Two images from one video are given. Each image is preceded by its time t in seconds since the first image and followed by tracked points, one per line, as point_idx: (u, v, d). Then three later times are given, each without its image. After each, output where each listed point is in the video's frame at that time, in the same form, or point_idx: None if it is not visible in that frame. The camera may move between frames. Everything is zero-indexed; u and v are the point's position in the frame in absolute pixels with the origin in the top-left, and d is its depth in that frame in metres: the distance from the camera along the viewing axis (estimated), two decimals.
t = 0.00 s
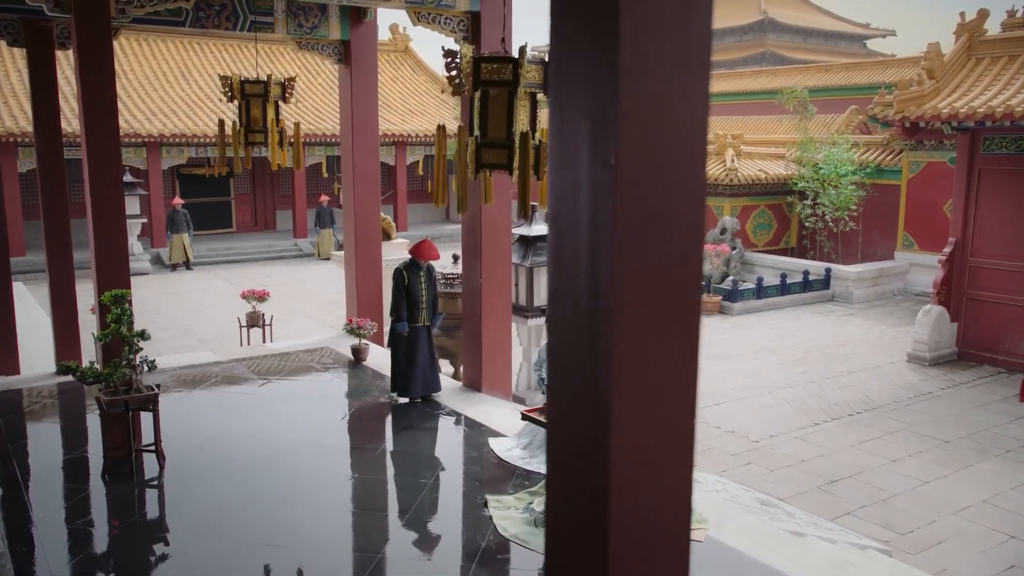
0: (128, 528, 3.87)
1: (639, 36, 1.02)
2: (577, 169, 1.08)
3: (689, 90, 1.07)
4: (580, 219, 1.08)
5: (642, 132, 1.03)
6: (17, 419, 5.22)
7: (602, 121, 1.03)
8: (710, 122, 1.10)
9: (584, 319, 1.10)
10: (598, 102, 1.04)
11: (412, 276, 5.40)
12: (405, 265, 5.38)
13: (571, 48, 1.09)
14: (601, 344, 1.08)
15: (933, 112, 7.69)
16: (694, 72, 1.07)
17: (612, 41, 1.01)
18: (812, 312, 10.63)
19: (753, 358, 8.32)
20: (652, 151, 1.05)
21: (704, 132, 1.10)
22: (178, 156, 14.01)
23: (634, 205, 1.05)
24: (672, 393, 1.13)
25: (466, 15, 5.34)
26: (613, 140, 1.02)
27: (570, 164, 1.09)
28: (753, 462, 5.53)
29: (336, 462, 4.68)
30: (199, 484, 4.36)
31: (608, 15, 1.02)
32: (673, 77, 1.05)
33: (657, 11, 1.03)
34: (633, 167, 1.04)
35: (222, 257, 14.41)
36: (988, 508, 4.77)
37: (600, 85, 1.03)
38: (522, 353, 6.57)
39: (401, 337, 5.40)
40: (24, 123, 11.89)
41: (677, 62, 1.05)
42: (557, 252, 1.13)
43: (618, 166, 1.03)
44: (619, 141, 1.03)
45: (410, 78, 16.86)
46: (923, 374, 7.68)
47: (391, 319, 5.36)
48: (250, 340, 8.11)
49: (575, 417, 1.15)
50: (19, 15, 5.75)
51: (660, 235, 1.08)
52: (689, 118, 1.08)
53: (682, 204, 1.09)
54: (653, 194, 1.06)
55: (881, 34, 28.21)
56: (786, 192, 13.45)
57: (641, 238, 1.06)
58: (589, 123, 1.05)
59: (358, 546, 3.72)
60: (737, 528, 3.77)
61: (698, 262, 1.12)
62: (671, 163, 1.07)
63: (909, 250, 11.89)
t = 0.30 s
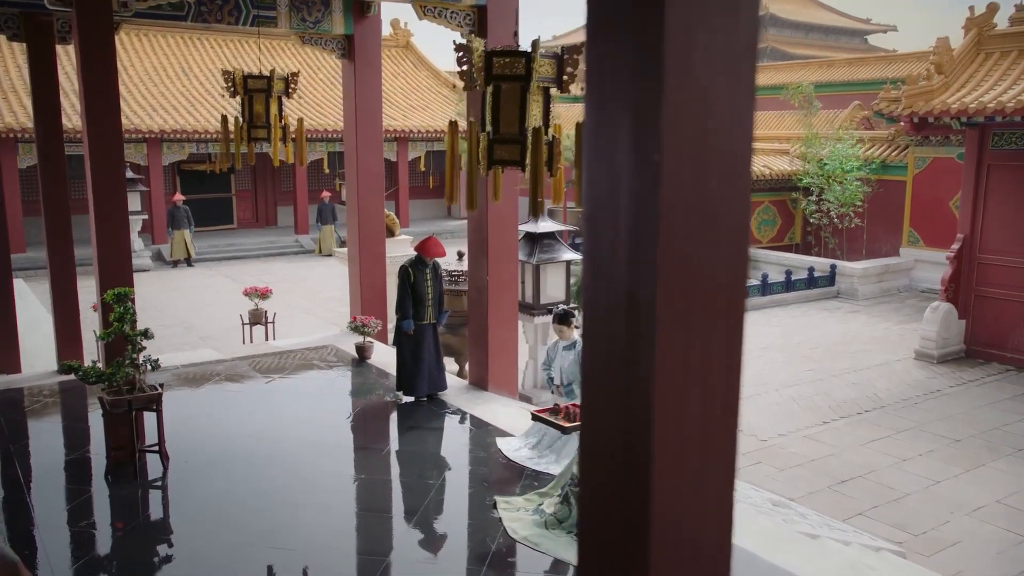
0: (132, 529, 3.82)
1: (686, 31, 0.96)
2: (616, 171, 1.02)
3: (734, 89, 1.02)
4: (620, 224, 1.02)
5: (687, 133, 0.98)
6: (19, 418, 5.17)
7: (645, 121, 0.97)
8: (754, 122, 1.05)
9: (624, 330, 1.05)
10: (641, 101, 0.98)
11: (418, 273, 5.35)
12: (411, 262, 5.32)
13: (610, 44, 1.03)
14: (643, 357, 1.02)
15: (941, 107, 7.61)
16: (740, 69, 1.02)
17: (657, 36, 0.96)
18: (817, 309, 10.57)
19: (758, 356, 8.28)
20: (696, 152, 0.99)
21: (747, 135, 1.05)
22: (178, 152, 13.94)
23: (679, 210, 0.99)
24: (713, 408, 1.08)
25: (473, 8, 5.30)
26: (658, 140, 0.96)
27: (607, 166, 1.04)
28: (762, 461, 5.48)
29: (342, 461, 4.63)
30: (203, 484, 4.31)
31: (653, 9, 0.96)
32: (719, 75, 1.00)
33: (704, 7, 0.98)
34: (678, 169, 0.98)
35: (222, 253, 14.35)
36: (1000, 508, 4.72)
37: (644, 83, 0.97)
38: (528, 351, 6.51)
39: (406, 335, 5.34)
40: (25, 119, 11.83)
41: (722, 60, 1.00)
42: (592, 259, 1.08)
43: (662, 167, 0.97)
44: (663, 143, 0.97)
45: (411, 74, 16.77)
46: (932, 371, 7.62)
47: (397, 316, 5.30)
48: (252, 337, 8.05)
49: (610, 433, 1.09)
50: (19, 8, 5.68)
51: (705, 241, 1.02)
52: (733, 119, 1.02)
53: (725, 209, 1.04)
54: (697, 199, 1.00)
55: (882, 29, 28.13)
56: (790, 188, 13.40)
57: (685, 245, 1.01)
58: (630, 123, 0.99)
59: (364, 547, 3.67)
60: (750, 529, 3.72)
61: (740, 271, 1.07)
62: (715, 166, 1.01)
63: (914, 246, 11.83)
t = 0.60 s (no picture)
0: (134, 532, 3.76)
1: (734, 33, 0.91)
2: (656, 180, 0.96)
3: (780, 95, 0.97)
4: (660, 236, 0.97)
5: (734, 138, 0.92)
6: (19, 417, 5.11)
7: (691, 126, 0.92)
8: (800, 118, 1.00)
9: (662, 347, 1.00)
10: (684, 98, 0.92)
11: (423, 271, 5.28)
12: (416, 260, 5.26)
13: (651, 43, 0.97)
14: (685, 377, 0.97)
15: (950, 103, 7.54)
16: (785, 72, 0.97)
17: (702, 38, 0.90)
18: (821, 306, 10.52)
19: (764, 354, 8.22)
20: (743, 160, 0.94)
21: (794, 133, 0.99)
22: (179, 148, 13.87)
23: (724, 220, 0.94)
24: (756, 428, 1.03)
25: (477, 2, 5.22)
26: (703, 148, 0.91)
27: (646, 174, 0.98)
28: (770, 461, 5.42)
29: (346, 462, 4.57)
30: (206, 484, 4.25)
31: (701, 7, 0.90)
32: (766, 80, 0.95)
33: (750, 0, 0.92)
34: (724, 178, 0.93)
35: (223, 250, 14.29)
36: (1013, 508, 4.67)
37: (688, 88, 0.92)
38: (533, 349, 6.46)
39: (411, 333, 5.29)
40: (25, 115, 11.76)
41: (769, 64, 0.94)
42: (628, 271, 1.03)
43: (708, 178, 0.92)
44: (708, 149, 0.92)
45: (412, 70, 16.67)
46: (939, 369, 7.57)
47: (402, 315, 5.24)
48: (255, 335, 7.99)
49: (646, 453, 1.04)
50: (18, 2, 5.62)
51: (750, 255, 0.97)
52: (779, 123, 0.97)
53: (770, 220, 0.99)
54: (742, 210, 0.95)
55: (882, 25, 28.07)
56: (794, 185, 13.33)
57: (731, 258, 0.95)
58: (672, 130, 0.94)
59: (371, 549, 3.61)
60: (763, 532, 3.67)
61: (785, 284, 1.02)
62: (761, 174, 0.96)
63: (919, 243, 11.75)
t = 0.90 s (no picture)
0: (137, 533, 3.71)
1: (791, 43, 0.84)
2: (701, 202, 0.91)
3: (842, 89, 0.90)
4: (710, 246, 0.92)
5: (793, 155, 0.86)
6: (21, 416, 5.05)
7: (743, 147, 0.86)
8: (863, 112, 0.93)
9: (712, 359, 0.94)
10: (740, 94, 0.86)
11: (429, 268, 5.21)
12: (422, 257, 5.19)
13: (700, 51, 0.91)
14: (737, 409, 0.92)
15: (959, 97, 7.47)
16: (848, 63, 0.91)
17: (758, 46, 0.84)
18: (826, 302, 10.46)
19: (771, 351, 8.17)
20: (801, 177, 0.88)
21: (856, 128, 0.93)
22: (179, 144, 13.81)
23: (779, 243, 0.88)
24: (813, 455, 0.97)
25: None
26: (760, 166, 0.85)
27: (696, 175, 0.92)
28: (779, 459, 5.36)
29: (352, 461, 4.51)
30: (210, 484, 4.19)
31: (754, 15, 0.84)
32: (825, 89, 0.88)
33: None
34: (780, 199, 0.87)
35: (224, 246, 14.23)
36: None
37: (742, 99, 0.86)
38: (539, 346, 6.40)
39: (416, 331, 5.22)
40: (26, 110, 11.68)
41: (829, 72, 0.88)
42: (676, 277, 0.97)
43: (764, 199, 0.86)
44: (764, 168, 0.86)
45: (412, 65, 16.57)
46: (947, 366, 7.51)
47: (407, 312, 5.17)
48: (257, 332, 7.93)
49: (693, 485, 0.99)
50: None
51: (807, 277, 0.91)
52: (841, 119, 0.91)
53: (826, 237, 0.93)
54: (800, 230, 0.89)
55: (884, 19, 27.98)
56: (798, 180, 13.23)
57: (785, 283, 0.90)
58: (725, 134, 0.88)
59: (378, 550, 3.55)
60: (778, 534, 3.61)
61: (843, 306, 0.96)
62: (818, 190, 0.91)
63: (924, 238, 11.86)
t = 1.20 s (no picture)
0: (140, 533, 3.66)
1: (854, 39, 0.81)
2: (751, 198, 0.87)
3: (898, 85, 0.87)
4: (760, 248, 0.88)
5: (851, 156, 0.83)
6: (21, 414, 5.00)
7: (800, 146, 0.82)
8: (919, 109, 0.90)
9: (761, 364, 0.90)
10: (794, 92, 0.82)
11: (434, 264, 5.15)
12: (427, 254, 5.12)
13: (749, 47, 0.87)
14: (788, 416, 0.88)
15: (967, 91, 7.34)
16: (905, 60, 0.87)
17: (817, 40, 0.80)
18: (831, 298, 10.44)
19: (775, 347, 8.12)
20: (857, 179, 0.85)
21: (912, 125, 0.89)
22: (179, 139, 13.75)
23: (834, 245, 0.85)
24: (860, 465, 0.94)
25: None
26: (817, 167, 0.82)
27: (743, 174, 0.89)
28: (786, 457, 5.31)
29: (355, 459, 4.46)
30: (213, 482, 4.15)
31: (812, 8, 0.80)
32: (883, 88, 0.85)
33: None
34: (837, 201, 0.84)
35: (225, 241, 14.18)
36: None
37: (796, 96, 0.82)
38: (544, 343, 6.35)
39: (421, 328, 5.16)
40: (25, 105, 11.62)
41: (888, 68, 0.85)
42: (720, 280, 0.93)
43: (820, 202, 0.83)
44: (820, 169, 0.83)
45: (413, 59, 16.46)
46: (954, 362, 7.46)
47: (412, 309, 5.12)
48: (259, 329, 7.87)
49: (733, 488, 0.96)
50: None
51: (860, 280, 0.88)
52: (897, 116, 0.87)
53: (878, 242, 0.90)
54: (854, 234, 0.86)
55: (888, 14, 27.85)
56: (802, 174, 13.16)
57: (839, 285, 0.86)
58: (778, 132, 0.84)
59: (384, 550, 3.51)
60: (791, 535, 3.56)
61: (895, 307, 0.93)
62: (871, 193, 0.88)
63: (928, 234, 11.71)
